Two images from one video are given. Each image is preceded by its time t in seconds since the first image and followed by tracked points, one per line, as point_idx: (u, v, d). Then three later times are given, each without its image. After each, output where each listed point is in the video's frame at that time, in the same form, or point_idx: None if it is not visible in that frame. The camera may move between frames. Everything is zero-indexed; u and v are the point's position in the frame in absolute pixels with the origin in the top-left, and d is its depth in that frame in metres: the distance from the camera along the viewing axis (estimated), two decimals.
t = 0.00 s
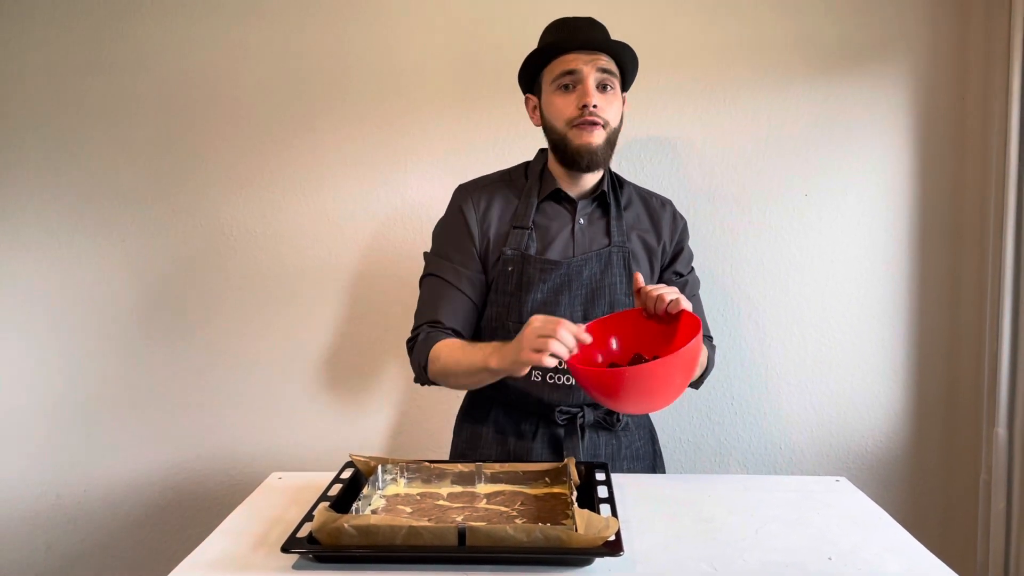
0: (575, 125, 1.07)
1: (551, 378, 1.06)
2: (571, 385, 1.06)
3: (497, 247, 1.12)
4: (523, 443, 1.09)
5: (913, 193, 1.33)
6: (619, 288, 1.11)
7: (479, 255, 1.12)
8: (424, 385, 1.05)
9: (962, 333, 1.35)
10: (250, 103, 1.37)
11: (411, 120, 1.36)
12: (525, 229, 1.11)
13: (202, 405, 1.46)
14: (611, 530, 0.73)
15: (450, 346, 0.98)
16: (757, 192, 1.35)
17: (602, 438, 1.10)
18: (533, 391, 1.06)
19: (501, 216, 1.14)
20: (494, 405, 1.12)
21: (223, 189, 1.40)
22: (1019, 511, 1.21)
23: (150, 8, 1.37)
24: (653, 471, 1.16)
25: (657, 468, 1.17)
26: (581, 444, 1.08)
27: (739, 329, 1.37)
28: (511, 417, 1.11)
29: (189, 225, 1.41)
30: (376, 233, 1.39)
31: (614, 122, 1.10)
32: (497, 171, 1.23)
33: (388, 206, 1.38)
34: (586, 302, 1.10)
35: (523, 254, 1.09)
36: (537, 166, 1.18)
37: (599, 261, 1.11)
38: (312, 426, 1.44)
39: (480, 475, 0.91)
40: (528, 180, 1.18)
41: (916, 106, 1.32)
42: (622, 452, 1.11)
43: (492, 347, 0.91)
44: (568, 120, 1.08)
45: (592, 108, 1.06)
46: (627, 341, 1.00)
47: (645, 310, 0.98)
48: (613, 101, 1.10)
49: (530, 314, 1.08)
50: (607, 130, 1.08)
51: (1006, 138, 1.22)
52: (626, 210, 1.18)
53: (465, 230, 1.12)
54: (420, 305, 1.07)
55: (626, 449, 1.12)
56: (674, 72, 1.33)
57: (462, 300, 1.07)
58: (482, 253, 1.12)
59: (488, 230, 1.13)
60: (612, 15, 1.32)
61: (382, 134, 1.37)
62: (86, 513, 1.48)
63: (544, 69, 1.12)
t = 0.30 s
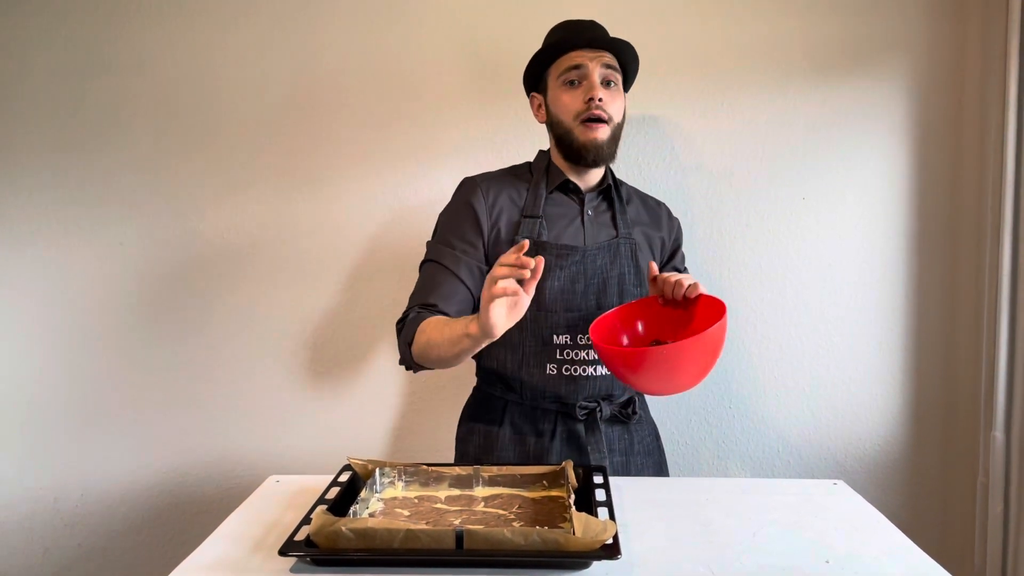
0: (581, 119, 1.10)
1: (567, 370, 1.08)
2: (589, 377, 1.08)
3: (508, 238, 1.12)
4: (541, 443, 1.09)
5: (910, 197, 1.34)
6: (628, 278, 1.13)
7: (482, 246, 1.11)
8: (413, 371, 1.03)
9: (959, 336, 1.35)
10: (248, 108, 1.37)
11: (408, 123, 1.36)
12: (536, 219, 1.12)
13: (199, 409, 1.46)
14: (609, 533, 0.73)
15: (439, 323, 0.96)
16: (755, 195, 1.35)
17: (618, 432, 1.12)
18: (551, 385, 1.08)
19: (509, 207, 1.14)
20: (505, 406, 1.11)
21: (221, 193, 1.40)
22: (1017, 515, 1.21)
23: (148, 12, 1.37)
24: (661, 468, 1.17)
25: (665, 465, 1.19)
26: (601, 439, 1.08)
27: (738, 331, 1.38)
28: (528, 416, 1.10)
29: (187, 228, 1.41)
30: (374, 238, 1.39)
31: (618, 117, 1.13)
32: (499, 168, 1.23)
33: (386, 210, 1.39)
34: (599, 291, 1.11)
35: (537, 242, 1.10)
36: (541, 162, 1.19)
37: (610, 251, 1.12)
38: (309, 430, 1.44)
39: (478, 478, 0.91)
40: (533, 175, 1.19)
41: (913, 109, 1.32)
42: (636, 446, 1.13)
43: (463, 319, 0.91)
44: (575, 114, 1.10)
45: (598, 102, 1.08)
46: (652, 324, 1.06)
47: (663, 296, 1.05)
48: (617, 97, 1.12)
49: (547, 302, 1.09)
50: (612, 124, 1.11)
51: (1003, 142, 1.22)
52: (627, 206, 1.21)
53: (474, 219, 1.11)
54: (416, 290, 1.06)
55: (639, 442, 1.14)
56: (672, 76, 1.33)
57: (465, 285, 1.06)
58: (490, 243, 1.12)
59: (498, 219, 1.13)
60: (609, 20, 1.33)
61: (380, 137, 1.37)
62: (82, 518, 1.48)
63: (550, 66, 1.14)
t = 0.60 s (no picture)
0: (586, 124, 1.10)
1: (572, 372, 1.08)
2: (592, 378, 1.08)
3: (511, 242, 1.12)
4: (547, 445, 1.08)
5: (909, 200, 1.34)
6: (630, 281, 1.14)
7: (487, 252, 1.11)
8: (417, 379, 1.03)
9: (957, 339, 1.35)
10: (247, 110, 1.38)
11: (407, 125, 1.36)
12: (540, 223, 1.12)
13: (198, 411, 1.46)
14: (607, 535, 0.73)
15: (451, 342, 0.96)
16: (756, 198, 1.35)
17: (622, 432, 1.12)
18: (556, 387, 1.07)
19: (512, 211, 1.13)
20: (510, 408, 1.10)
21: (220, 195, 1.40)
22: (1015, 518, 1.21)
23: (148, 14, 1.38)
24: (663, 469, 1.18)
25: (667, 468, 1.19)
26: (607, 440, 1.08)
27: (738, 334, 1.38)
28: (533, 417, 1.09)
29: (186, 231, 1.41)
30: (373, 240, 1.40)
31: (622, 124, 1.14)
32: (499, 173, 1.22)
33: (385, 213, 1.39)
34: (602, 294, 1.11)
35: (541, 247, 1.10)
36: (543, 166, 1.19)
37: (611, 255, 1.13)
38: (308, 432, 1.44)
39: (476, 480, 0.91)
40: (534, 178, 1.19)
41: (911, 112, 1.32)
42: (639, 447, 1.13)
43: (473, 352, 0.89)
44: (579, 119, 1.10)
45: (604, 110, 1.09)
46: (657, 321, 1.07)
47: (667, 295, 1.06)
48: (622, 104, 1.13)
49: (551, 306, 1.09)
50: (616, 131, 1.12)
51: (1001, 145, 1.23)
52: (627, 209, 1.21)
53: (477, 224, 1.11)
54: (422, 301, 1.06)
55: (642, 444, 1.14)
56: (670, 79, 1.34)
57: (470, 293, 1.07)
58: (493, 248, 1.12)
59: (501, 225, 1.12)
60: (608, 23, 1.33)
61: (379, 139, 1.37)
62: (80, 520, 1.48)
63: (556, 70, 1.13)
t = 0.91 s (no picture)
0: (574, 129, 1.10)
1: (566, 376, 1.08)
2: (586, 382, 1.08)
3: (505, 247, 1.13)
4: (540, 447, 1.08)
5: (906, 203, 1.35)
6: (624, 285, 1.14)
7: (482, 257, 1.12)
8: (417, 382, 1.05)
9: (955, 341, 1.36)
10: (246, 113, 1.38)
11: (407, 127, 1.37)
12: (533, 228, 1.12)
13: (196, 413, 1.46)
14: (605, 537, 0.73)
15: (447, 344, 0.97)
16: (753, 201, 1.36)
17: (616, 434, 1.12)
18: (549, 391, 1.07)
19: (506, 216, 1.14)
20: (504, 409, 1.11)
21: (219, 198, 1.40)
22: (1013, 519, 1.21)
23: (148, 17, 1.38)
24: (660, 470, 1.18)
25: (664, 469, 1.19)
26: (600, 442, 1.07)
27: (735, 337, 1.38)
28: (528, 420, 1.09)
29: (185, 233, 1.41)
30: (372, 243, 1.40)
31: (613, 127, 1.13)
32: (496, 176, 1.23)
33: (384, 215, 1.39)
34: (595, 297, 1.11)
35: (533, 251, 1.10)
36: (538, 169, 1.19)
37: (605, 258, 1.13)
38: (307, 435, 1.44)
39: (475, 482, 0.91)
40: (529, 182, 1.19)
41: (909, 116, 1.33)
42: (635, 449, 1.14)
43: (469, 353, 0.90)
44: (567, 124, 1.10)
45: (592, 115, 1.09)
46: (653, 324, 1.06)
47: (664, 297, 1.04)
48: (612, 108, 1.13)
49: (543, 310, 1.09)
50: (607, 134, 1.11)
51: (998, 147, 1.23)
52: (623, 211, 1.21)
53: (471, 230, 1.12)
54: (419, 306, 1.08)
55: (637, 446, 1.14)
56: (669, 82, 1.34)
57: (465, 298, 1.08)
58: (487, 253, 1.13)
59: (495, 229, 1.13)
60: (607, 26, 1.33)
61: (379, 142, 1.37)
62: (79, 523, 1.48)
63: (546, 76, 1.14)
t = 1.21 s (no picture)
0: (549, 139, 1.13)
1: (545, 380, 1.10)
2: (565, 386, 1.10)
3: (485, 258, 1.17)
4: (518, 447, 1.11)
5: (904, 204, 1.35)
6: (607, 290, 1.14)
7: (463, 268, 1.17)
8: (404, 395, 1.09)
9: (953, 342, 1.36)
10: (246, 113, 1.38)
11: (406, 127, 1.37)
12: (510, 239, 1.16)
13: (195, 413, 1.46)
14: (604, 538, 0.73)
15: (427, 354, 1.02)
16: (751, 203, 1.36)
17: (598, 440, 1.12)
18: (528, 394, 1.10)
19: (486, 229, 1.19)
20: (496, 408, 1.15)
21: (218, 198, 1.40)
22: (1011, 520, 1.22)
23: (148, 19, 1.38)
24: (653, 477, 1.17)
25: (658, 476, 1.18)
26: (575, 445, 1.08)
27: (732, 338, 1.39)
28: (508, 422, 1.12)
29: (184, 234, 1.42)
30: (371, 243, 1.40)
31: (589, 134, 1.16)
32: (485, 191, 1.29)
33: (383, 216, 1.39)
34: (574, 303, 1.13)
35: (509, 261, 1.13)
36: (521, 181, 1.24)
37: (585, 264, 1.14)
38: (306, 435, 1.44)
39: (473, 484, 0.91)
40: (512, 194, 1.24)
41: (907, 117, 1.33)
42: (621, 455, 1.12)
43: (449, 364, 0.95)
44: (542, 135, 1.14)
45: (564, 124, 1.12)
46: (643, 328, 1.05)
47: (658, 301, 1.03)
48: (586, 115, 1.15)
49: (519, 317, 1.12)
50: (582, 142, 1.14)
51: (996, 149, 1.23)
52: (610, 216, 1.23)
53: (452, 243, 1.18)
54: (406, 314, 1.11)
55: (625, 454, 1.13)
56: (667, 84, 1.34)
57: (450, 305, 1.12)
58: (469, 264, 1.18)
59: (475, 241, 1.18)
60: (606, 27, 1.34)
61: (378, 144, 1.38)
62: (78, 523, 1.48)
63: (520, 87, 1.17)
